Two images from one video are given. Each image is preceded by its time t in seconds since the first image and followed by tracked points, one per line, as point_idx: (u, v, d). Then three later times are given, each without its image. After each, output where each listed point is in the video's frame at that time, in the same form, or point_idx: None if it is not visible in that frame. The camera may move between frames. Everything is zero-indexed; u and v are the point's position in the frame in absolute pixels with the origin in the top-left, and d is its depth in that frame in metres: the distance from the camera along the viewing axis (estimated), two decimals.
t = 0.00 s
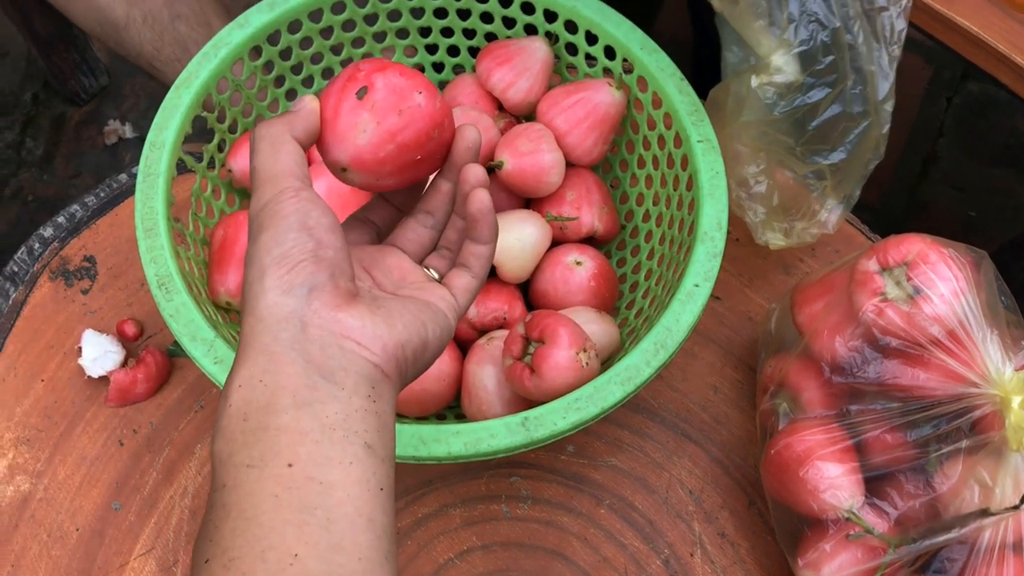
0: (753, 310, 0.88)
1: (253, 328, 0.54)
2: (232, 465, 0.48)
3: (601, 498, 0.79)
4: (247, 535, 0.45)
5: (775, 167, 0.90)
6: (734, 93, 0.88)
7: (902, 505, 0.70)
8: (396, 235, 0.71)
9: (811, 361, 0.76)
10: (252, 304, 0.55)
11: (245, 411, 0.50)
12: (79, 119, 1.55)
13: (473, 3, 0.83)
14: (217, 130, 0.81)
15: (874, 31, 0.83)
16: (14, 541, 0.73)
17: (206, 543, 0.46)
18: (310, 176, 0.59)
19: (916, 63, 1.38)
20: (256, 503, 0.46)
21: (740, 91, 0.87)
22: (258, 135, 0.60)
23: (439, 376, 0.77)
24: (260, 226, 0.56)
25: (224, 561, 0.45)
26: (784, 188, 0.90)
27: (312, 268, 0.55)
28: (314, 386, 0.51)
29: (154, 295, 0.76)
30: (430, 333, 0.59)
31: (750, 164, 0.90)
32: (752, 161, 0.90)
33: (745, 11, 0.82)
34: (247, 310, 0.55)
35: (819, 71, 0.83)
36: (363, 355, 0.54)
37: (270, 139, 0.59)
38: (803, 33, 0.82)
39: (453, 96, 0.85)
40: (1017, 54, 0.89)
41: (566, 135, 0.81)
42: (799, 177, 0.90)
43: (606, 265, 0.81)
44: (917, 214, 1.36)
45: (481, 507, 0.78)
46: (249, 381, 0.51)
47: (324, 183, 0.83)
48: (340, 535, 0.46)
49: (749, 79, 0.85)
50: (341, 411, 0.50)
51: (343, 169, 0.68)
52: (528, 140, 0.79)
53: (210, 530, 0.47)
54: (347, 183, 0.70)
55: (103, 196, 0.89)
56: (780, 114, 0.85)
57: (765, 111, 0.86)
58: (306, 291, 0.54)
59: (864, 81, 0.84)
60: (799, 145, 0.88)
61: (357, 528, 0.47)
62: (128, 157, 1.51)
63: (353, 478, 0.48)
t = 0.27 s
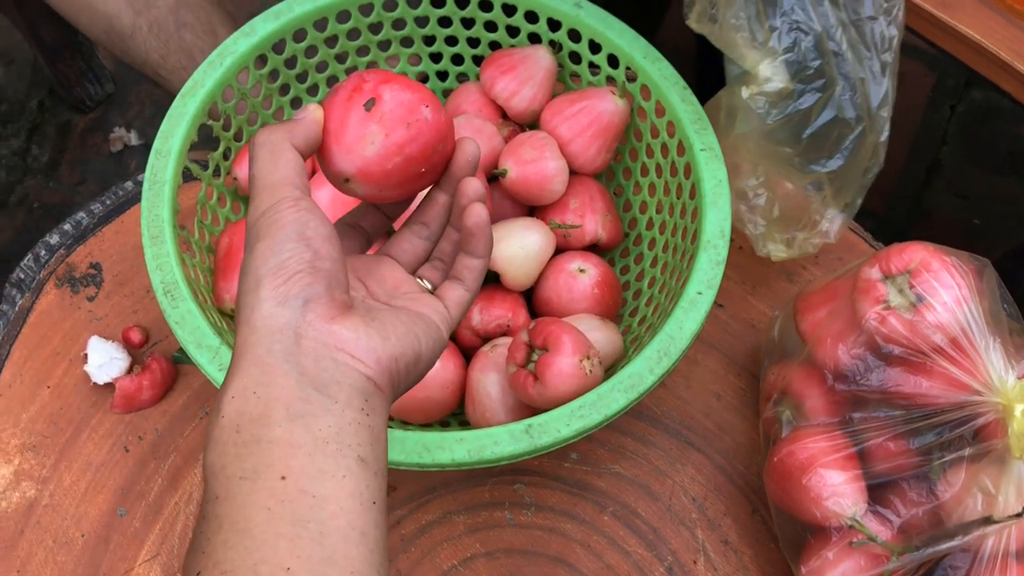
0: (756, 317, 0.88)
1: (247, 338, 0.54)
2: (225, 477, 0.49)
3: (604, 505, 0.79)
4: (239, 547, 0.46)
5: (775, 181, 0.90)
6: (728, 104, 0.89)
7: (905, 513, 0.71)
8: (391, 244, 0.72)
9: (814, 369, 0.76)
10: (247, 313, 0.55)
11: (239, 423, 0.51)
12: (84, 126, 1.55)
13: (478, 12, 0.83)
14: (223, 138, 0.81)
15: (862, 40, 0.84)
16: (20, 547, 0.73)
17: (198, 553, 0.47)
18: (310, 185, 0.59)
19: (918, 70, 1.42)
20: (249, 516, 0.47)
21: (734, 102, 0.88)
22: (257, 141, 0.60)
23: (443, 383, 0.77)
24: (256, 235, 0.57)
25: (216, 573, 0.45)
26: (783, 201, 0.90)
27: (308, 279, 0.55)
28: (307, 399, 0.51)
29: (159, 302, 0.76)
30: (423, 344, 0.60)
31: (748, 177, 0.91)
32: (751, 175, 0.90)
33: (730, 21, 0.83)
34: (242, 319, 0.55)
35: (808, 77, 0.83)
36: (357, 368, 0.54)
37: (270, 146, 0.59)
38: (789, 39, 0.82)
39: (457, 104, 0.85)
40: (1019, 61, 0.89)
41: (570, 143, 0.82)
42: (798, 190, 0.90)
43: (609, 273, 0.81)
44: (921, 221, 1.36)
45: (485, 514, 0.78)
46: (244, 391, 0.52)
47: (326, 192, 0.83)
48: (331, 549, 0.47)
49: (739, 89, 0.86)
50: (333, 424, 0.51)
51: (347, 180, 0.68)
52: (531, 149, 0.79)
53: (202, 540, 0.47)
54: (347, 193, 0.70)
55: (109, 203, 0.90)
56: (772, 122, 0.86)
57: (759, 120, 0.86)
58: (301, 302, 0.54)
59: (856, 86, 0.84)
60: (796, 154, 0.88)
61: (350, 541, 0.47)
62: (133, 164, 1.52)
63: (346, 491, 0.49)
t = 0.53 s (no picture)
0: (760, 322, 0.88)
1: (241, 345, 0.54)
2: (217, 484, 0.50)
3: (608, 509, 0.79)
4: (232, 556, 0.46)
5: (775, 189, 0.89)
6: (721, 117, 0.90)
7: (909, 517, 0.71)
8: (375, 244, 0.72)
9: (818, 373, 0.76)
10: (242, 318, 0.55)
11: (231, 431, 0.51)
12: (90, 132, 1.56)
13: (483, 19, 0.84)
14: (229, 144, 0.82)
15: (848, 47, 0.85)
16: (26, 550, 0.73)
17: (190, 560, 0.47)
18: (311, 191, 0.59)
19: (921, 76, 1.42)
20: (242, 525, 0.48)
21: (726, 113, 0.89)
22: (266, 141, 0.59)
23: (448, 388, 0.78)
24: (256, 239, 0.56)
25: None
26: (784, 210, 0.90)
27: (306, 289, 0.56)
28: (300, 409, 0.52)
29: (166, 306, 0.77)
30: (413, 356, 0.61)
31: (748, 188, 0.90)
32: (750, 184, 0.90)
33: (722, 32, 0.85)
34: (237, 324, 0.55)
35: (799, 84, 0.84)
36: (350, 380, 0.55)
37: (279, 148, 0.58)
38: (778, 48, 0.83)
39: (462, 110, 0.86)
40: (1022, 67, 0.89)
41: (574, 149, 0.82)
42: (798, 199, 0.89)
43: (613, 278, 0.82)
44: (925, 227, 1.36)
45: (489, 518, 0.79)
46: (238, 398, 0.52)
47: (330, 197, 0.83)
48: (323, 560, 0.47)
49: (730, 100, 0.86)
50: (326, 435, 0.52)
51: (356, 186, 0.67)
52: (535, 154, 0.80)
53: (193, 548, 0.48)
54: (350, 196, 0.70)
55: (115, 208, 0.90)
56: (766, 131, 0.86)
57: (751, 130, 0.86)
58: (297, 311, 0.55)
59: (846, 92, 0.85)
60: (793, 163, 0.88)
61: (342, 553, 0.48)
62: (139, 170, 1.52)
63: (339, 502, 0.50)
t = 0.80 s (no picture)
0: (764, 325, 0.88)
1: (230, 348, 0.54)
2: (206, 489, 0.50)
3: (612, 511, 0.79)
4: (220, 561, 0.47)
5: (780, 179, 0.89)
6: (722, 107, 0.91)
7: (913, 519, 0.71)
8: (357, 243, 0.72)
9: (823, 375, 0.76)
10: (232, 321, 0.55)
11: (219, 435, 0.51)
12: (95, 134, 1.57)
13: (488, 21, 0.84)
14: (234, 146, 0.82)
15: (849, 34, 0.85)
16: (31, 550, 0.73)
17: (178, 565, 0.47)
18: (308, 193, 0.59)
19: (925, 80, 1.43)
20: (230, 530, 0.48)
21: (727, 104, 0.89)
22: (268, 140, 0.58)
23: (452, 389, 0.78)
24: (250, 241, 0.56)
25: None
26: (790, 200, 0.90)
27: (298, 294, 0.56)
28: (289, 415, 0.52)
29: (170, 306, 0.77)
30: (401, 361, 0.61)
31: (752, 178, 0.91)
32: (756, 175, 0.90)
33: (727, 21, 0.84)
34: (226, 327, 0.55)
35: (802, 74, 0.84)
36: (339, 386, 0.55)
37: (281, 150, 0.57)
38: (780, 38, 0.83)
39: (466, 112, 0.86)
40: None
41: (579, 151, 0.82)
42: (804, 188, 0.89)
43: (618, 280, 0.82)
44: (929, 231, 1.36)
45: (493, 519, 0.79)
46: (227, 402, 0.52)
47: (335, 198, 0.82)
48: (312, 566, 0.48)
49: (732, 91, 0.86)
50: (314, 441, 0.52)
51: (358, 191, 0.66)
52: (540, 156, 0.80)
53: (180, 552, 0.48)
54: (341, 197, 0.68)
55: (121, 210, 0.90)
56: (769, 121, 0.86)
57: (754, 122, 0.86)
58: (289, 316, 0.55)
59: (850, 80, 0.84)
60: (797, 151, 0.88)
61: (331, 559, 0.49)
62: (144, 172, 1.53)
63: (328, 509, 0.50)
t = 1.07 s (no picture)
0: (769, 326, 0.88)
1: (215, 354, 0.54)
2: (190, 494, 0.50)
3: (617, 512, 0.79)
4: (203, 567, 0.47)
5: (793, 172, 0.88)
6: (723, 107, 0.87)
7: (918, 521, 0.71)
8: (342, 246, 0.70)
9: (827, 376, 0.76)
10: (217, 324, 0.55)
11: (205, 440, 0.52)
12: (99, 136, 1.57)
13: (492, 22, 0.84)
14: (239, 147, 0.82)
15: (850, 16, 0.83)
16: (36, 550, 0.74)
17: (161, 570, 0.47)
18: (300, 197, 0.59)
19: (930, 82, 1.43)
20: (214, 535, 0.48)
21: (727, 103, 0.86)
22: (260, 144, 0.56)
23: (457, 390, 0.78)
24: (237, 246, 0.56)
25: None
26: (807, 192, 0.89)
27: (285, 300, 0.56)
28: (275, 421, 0.53)
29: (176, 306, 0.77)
30: (387, 366, 0.61)
31: (767, 171, 0.89)
32: (769, 167, 0.88)
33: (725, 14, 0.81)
34: (211, 330, 0.55)
35: (802, 65, 0.82)
36: (325, 392, 0.55)
37: (274, 154, 0.56)
38: (779, 28, 0.81)
39: (471, 113, 0.86)
40: None
41: (583, 152, 0.82)
42: (818, 177, 0.89)
43: (622, 281, 0.82)
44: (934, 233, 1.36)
45: (497, 520, 0.79)
46: (213, 407, 0.52)
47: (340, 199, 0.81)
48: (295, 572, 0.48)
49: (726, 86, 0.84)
50: (299, 447, 0.52)
51: (346, 199, 0.64)
52: (545, 157, 0.80)
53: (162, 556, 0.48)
54: (328, 202, 0.66)
55: (126, 211, 0.91)
56: (769, 114, 0.84)
57: (754, 113, 0.85)
58: (276, 322, 0.55)
59: (853, 66, 0.83)
60: (803, 142, 0.86)
61: (316, 566, 0.49)
62: (148, 174, 1.53)
63: (312, 515, 0.50)
